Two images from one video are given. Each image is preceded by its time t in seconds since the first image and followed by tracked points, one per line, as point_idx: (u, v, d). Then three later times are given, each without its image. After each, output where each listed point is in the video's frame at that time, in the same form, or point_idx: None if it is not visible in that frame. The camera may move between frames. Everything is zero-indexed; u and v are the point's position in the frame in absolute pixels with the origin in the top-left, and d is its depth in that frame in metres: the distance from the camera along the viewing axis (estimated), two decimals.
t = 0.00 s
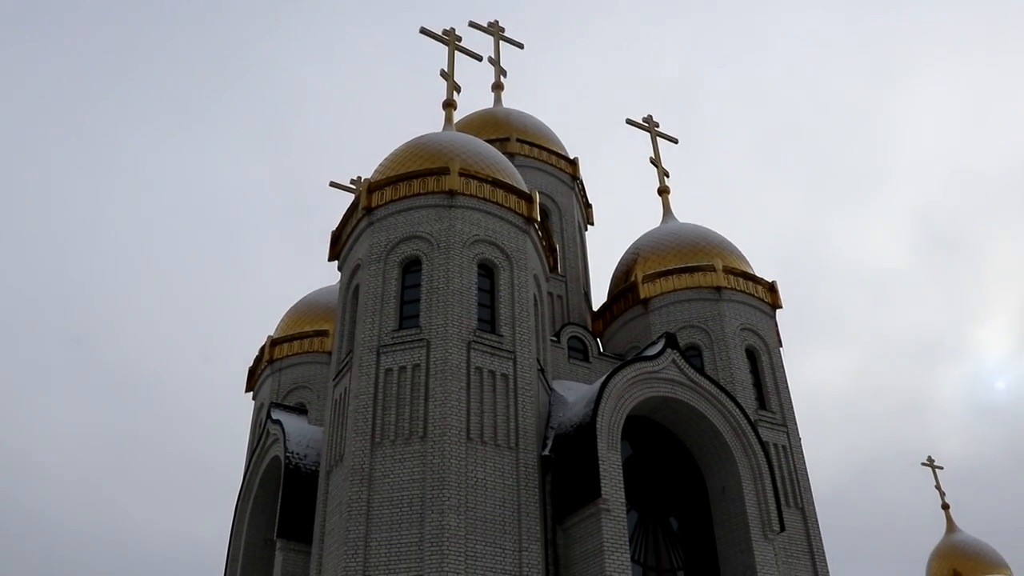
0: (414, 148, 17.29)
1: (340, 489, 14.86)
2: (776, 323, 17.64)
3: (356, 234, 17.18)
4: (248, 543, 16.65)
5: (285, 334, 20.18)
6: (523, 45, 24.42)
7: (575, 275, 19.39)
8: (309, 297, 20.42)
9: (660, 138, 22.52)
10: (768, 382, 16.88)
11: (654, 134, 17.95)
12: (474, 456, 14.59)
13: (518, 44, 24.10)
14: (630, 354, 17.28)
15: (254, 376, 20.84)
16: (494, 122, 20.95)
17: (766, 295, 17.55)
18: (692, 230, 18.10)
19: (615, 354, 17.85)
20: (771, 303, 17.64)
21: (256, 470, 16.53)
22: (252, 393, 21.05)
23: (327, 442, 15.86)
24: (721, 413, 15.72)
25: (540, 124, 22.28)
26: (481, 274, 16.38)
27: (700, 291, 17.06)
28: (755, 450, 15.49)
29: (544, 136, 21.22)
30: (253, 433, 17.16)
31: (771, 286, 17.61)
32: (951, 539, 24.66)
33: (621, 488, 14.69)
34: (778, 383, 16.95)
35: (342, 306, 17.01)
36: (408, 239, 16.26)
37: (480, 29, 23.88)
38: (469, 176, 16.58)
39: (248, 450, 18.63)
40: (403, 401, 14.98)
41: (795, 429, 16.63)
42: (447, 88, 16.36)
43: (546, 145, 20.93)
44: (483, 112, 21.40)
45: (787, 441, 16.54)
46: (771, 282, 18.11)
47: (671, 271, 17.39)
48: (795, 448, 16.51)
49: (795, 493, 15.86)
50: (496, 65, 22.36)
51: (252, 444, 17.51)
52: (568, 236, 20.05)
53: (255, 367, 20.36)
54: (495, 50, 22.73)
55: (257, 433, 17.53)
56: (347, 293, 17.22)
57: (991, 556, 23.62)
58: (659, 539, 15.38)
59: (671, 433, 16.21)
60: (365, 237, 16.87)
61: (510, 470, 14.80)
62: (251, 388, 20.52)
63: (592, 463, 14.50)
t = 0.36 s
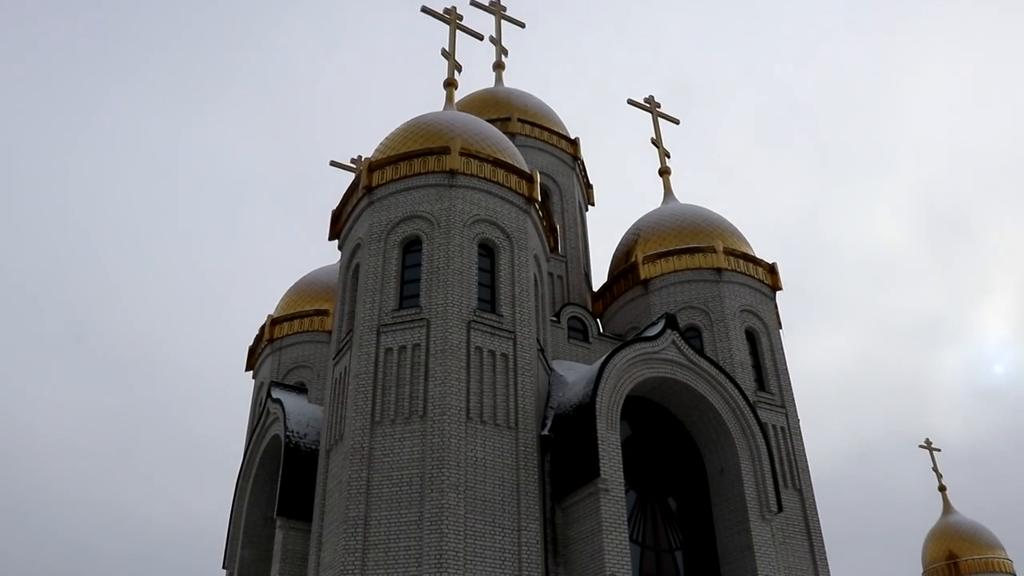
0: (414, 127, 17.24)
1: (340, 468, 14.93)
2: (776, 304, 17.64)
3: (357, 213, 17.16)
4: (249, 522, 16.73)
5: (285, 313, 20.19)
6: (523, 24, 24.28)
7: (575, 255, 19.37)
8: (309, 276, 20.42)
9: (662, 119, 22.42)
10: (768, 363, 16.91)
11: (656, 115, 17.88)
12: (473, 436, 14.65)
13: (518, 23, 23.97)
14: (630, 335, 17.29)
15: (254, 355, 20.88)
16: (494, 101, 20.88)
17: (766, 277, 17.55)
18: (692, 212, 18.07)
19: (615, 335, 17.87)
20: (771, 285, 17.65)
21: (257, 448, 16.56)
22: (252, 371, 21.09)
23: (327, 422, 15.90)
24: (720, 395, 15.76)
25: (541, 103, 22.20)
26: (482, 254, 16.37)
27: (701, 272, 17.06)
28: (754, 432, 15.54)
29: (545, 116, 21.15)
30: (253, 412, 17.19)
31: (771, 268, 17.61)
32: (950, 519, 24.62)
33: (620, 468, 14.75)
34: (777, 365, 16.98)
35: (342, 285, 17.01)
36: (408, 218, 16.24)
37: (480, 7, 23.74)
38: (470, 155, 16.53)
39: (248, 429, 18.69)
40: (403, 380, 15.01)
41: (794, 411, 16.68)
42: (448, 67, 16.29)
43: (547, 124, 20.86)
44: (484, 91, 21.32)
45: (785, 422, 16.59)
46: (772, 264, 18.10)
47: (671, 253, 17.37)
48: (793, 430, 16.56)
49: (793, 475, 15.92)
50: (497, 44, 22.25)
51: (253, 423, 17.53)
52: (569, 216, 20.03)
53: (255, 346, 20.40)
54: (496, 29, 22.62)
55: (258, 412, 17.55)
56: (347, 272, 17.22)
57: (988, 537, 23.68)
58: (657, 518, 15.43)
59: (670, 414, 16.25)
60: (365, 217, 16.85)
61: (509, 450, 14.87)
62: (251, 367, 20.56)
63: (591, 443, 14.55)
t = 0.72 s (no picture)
0: (414, 106, 17.17)
1: (339, 446, 15.00)
2: (775, 285, 17.65)
3: (356, 192, 17.12)
4: (248, 500, 16.78)
5: (285, 292, 20.19)
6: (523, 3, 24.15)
7: (574, 235, 19.36)
8: (308, 255, 20.41)
9: (663, 99, 22.35)
10: (766, 343, 16.94)
11: (656, 95, 17.82)
12: (472, 415, 14.70)
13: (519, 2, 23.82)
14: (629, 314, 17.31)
15: (254, 334, 20.89)
16: (494, 80, 20.79)
17: (765, 258, 17.55)
18: (692, 192, 18.03)
19: (615, 315, 17.90)
20: (771, 266, 17.66)
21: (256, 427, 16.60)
22: (252, 351, 21.12)
23: (326, 400, 15.93)
24: (719, 375, 15.80)
25: (541, 83, 22.11)
26: (481, 233, 16.36)
27: (700, 253, 17.05)
28: (752, 412, 15.59)
29: (545, 95, 21.07)
30: (252, 391, 17.21)
31: (771, 249, 17.60)
32: (946, 500, 24.46)
33: (618, 448, 14.81)
34: (776, 345, 17.01)
35: (342, 264, 17.00)
36: (408, 197, 16.21)
37: None
38: (469, 134, 16.48)
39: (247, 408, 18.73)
40: (402, 359, 15.03)
41: (791, 391, 16.73)
42: (448, 46, 16.20)
43: (547, 104, 20.79)
44: (484, 70, 21.23)
45: (783, 402, 16.65)
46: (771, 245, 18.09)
47: (671, 233, 17.36)
48: (791, 410, 16.62)
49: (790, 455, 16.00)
50: (497, 23, 22.13)
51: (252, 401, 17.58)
52: (568, 196, 20.00)
53: (254, 325, 20.40)
54: (496, 8, 22.50)
55: (257, 391, 17.60)
56: (347, 251, 17.21)
57: (984, 518, 23.57)
58: (655, 497, 15.47)
59: (669, 394, 16.30)
60: (364, 195, 16.82)
61: (508, 429, 14.93)
62: (250, 346, 20.59)
63: (589, 422, 14.60)
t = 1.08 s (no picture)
0: (414, 84, 17.09)
1: (339, 424, 15.05)
2: (775, 265, 17.65)
3: (356, 170, 17.08)
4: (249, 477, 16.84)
5: (284, 271, 20.18)
6: None
7: (575, 214, 19.33)
8: (308, 233, 20.38)
9: (665, 79, 22.27)
10: (765, 323, 16.95)
11: (657, 74, 17.74)
12: (472, 393, 14.74)
13: None
14: (629, 294, 17.30)
15: (253, 313, 20.91)
16: (495, 58, 20.69)
17: (766, 238, 17.53)
18: (693, 172, 17.99)
19: (614, 294, 17.90)
20: (771, 247, 17.65)
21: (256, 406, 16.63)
22: (251, 329, 21.14)
23: (326, 379, 15.96)
24: (718, 355, 15.83)
25: (542, 61, 22.00)
26: (481, 212, 16.33)
27: (700, 233, 17.03)
28: (750, 391, 15.62)
29: (545, 74, 20.97)
30: (252, 369, 17.22)
31: (771, 229, 17.58)
32: (943, 482, 24.11)
33: (617, 427, 14.85)
34: (775, 326, 17.02)
35: (341, 243, 16.98)
36: (408, 176, 16.16)
37: None
38: (469, 113, 16.41)
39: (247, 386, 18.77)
40: (402, 337, 15.05)
41: (790, 371, 16.75)
42: (448, 24, 16.11)
43: (547, 83, 20.70)
44: (484, 48, 21.12)
45: (782, 382, 16.68)
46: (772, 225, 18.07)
47: (671, 213, 17.33)
48: (790, 391, 16.65)
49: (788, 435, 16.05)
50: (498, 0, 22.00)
51: (252, 380, 17.59)
52: (568, 175, 19.95)
53: (254, 303, 20.42)
54: None
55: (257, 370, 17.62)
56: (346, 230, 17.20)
57: (978, 497, 23.21)
58: (654, 476, 15.53)
59: (668, 373, 16.33)
60: (364, 174, 16.77)
61: (507, 407, 14.98)
62: (250, 325, 20.61)
63: (589, 401, 14.63)
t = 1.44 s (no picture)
0: (414, 61, 17.00)
1: (339, 401, 15.10)
2: (775, 244, 17.64)
3: (355, 147, 17.02)
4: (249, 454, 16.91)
5: (284, 249, 20.16)
6: None
7: (574, 192, 19.30)
8: (307, 211, 20.34)
9: (665, 55, 22.18)
10: (765, 302, 16.96)
11: (658, 51, 17.65)
12: (472, 370, 14.78)
13: None
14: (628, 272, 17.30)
15: (254, 291, 20.93)
16: (495, 35, 20.58)
17: (766, 216, 17.51)
18: (693, 150, 17.94)
19: (614, 272, 17.89)
20: (771, 225, 17.64)
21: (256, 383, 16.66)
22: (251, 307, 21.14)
23: (326, 356, 15.98)
24: (718, 332, 15.85)
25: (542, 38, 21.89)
26: (481, 189, 16.30)
27: (700, 211, 17.00)
28: (750, 369, 15.65)
29: (545, 51, 20.87)
30: (252, 347, 17.23)
31: (771, 207, 17.56)
32: (940, 461, 24.19)
33: (616, 404, 14.89)
34: (775, 304, 17.03)
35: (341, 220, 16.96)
36: (407, 153, 16.12)
37: None
38: (469, 90, 16.34)
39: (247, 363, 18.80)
40: (402, 315, 15.06)
41: (790, 349, 16.78)
42: None
43: (547, 60, 20.60)
44: (484, 25, 21.00)
45: (781, 360, 16.71)
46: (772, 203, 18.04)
47: (671, 191, 17.29)
48: (789, 368, 16.69)
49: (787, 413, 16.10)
50: None
51: (252, 358, 17.61)
52: (568, 152, 19.90)
53: (254, 281, 20.43)
54: None
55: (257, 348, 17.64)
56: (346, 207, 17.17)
57: (974, 475, 23.35)
58: (653, 453, 15.59)
59: (668, 351, 16.36)
60: (364, 151, 16.72)
61: (507, 385, 15.03)
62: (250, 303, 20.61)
63: (588, 378, 14.66)
